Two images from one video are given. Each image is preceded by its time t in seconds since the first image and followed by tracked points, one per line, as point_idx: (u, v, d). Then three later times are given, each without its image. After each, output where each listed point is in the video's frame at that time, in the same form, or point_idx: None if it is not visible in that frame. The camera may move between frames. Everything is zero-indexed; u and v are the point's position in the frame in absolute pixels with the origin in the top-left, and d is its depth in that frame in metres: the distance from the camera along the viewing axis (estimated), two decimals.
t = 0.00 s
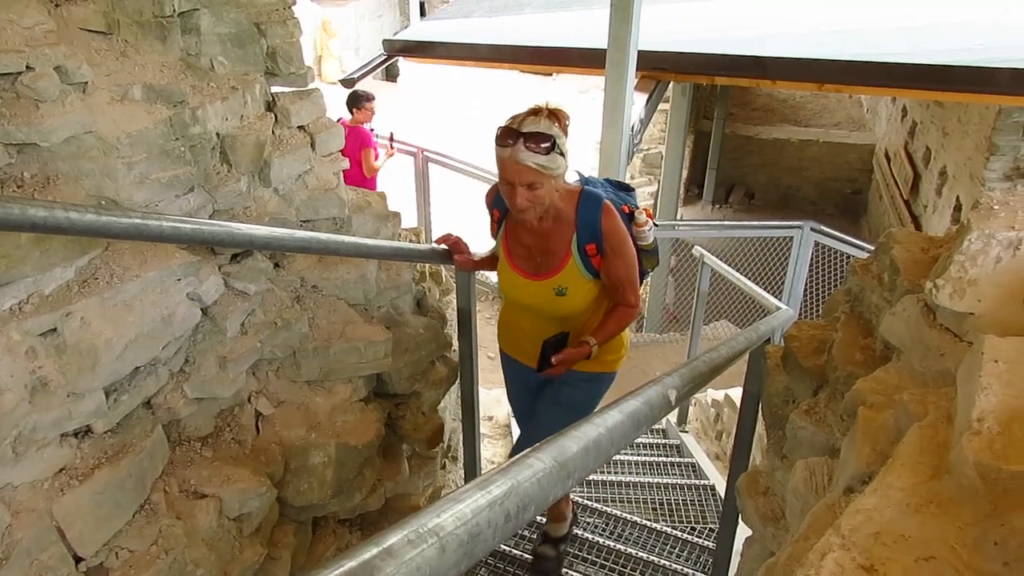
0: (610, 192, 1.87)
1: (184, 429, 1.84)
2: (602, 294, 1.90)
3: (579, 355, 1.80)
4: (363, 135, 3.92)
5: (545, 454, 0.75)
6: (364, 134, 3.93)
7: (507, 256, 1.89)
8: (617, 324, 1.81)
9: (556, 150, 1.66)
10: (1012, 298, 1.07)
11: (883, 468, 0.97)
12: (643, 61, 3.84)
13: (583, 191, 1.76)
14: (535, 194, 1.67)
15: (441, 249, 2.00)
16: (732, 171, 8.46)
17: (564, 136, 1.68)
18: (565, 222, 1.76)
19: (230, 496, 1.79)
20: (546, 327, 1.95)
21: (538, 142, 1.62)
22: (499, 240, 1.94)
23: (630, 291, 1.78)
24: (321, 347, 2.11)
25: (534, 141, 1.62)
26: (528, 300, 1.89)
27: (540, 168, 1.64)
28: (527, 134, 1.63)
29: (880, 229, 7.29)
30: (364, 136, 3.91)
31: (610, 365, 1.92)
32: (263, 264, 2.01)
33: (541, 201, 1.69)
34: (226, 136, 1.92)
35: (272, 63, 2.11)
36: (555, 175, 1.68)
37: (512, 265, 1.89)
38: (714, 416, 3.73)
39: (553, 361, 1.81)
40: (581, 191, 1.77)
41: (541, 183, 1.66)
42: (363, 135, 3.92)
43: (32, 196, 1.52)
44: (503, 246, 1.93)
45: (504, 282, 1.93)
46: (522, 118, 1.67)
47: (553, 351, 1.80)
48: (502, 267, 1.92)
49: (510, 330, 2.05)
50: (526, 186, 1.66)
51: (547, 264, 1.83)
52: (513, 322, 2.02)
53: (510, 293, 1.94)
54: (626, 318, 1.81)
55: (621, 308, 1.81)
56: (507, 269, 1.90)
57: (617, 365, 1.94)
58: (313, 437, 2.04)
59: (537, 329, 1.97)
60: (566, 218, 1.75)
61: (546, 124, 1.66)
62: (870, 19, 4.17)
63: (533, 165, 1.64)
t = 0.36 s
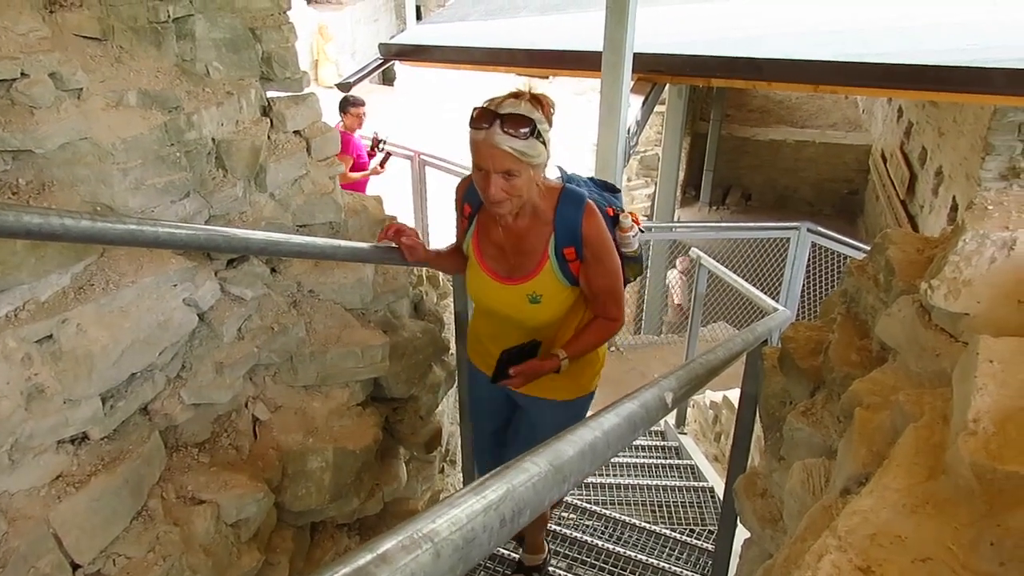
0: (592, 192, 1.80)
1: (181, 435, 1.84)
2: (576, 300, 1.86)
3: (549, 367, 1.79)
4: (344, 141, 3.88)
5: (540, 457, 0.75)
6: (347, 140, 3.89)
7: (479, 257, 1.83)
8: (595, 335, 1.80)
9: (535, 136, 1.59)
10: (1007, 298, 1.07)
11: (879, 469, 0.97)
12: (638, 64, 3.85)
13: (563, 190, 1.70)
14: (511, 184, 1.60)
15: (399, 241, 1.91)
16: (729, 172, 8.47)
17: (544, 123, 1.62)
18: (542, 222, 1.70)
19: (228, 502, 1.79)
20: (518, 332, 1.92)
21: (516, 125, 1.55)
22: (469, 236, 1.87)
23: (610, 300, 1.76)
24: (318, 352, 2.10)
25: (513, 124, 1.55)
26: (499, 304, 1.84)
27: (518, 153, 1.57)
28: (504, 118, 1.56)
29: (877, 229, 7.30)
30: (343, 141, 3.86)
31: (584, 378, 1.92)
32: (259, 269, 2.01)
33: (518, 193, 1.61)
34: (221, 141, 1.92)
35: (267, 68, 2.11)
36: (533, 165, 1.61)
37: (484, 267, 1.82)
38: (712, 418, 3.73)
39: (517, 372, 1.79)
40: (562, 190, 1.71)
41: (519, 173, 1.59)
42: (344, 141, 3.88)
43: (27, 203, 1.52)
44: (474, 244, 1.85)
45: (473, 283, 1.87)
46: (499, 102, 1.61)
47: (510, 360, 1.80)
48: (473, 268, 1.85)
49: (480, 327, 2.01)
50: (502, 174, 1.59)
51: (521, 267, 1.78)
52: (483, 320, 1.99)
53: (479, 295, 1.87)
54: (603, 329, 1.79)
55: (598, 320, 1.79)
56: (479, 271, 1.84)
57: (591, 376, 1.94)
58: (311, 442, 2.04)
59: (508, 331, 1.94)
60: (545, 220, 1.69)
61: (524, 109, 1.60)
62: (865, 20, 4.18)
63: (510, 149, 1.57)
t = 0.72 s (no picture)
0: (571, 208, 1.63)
1: (181, 440, 1.84)
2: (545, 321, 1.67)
3: (505, 395, 1.60)
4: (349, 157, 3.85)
5: (542, 463, 0.75)
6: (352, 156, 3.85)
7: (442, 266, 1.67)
8: (555, 363, 1.62)
9: (484, 155, 1.43)
10: (1008, 301, 1.07)
11: (881, 473, 0.97)
12: (638, 68, 3.86)
13: (529, 201, 1.53)
14: (461, 206, 1.47)
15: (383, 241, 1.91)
16: (729, 176, 8.47)
17: (495, 138, 1.46)
18: (502, 235, 1.52)
19: (228, 507, 1.78)
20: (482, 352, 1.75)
21: (457, 147, 1.40)
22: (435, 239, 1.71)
23: (574, 326, 1.58)
24: (319, 357, 2.10)
25: (453, 146, 1.40)
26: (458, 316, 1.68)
27: (461, 178, 1.43)
28: (445, 140, 1.41)
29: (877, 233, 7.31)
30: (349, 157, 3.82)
31: (553, 400, 1.79)
32: (259, 273, 2.01)
33: (467, 215, 1.48)
34: (222, 146, 1.92)
35: (267, 72, 2.12)
36: (482, 185, 1.46)
37: (447, 277, 1.66)
38: (713, 422, 3.73)
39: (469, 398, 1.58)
40: (529, 200, 1.53)
41: (466, 195, 1.45)
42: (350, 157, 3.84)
43: (28, 208, 1.52)
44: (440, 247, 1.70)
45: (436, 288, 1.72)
46: (443, 117, 1.46)
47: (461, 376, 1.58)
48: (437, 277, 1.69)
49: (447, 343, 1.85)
50: (447, 199, 1.45)
51: (484, 280, 1.61)
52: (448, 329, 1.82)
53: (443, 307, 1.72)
54: (568, 356, 1.62)
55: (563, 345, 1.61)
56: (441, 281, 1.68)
57: (559, 400, 1.80)
58: (311, 447, 2.03)
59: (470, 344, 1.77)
60: (506, 232, 1.52)
61: (470, 125, 1.44)
62: (865, 24, 4.18)
63: (451, 175, 1.42)
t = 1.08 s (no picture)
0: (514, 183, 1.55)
1: (177, 443, 1.83)
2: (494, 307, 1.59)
3: (456, 391, 1.55)
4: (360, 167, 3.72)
5: (537, 467, 0.74)
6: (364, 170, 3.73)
7: (383, 256, 1.59)
8: (508, 353, 1.54)
9: (403, 133, 1.34)
10: (1006, 305, 1.07)
11: (878, 477, 0.96)
12: (636, 70, 3.86)
13: (465, 180, 1.44)
14: (384, 188, 1.39)
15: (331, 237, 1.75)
16: (727, 178, 8.47)
17: (417, 112, 1.37)
18: (438, 220, 1.44)
19: (224, 509, 1.78)
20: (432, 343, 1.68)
21: (369, 128, 1.31)
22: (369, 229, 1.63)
23: (524, 312, 1.50)
24: (316, 359, 2.10)
25: (368, 125, 1.31)
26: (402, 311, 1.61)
27: (381, 160, 1.34)
28: (357, 121, 1.32)
29: (875, 235, 7.32)
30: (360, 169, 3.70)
31: (512, 397, 1.73)
32: (256, 276, 2.00)
33: (394, 199, 1.41)
34: (219, 148, 1.92)
35: (265, 74, 2.13)
36: (405, 166, 1.37)
37: (387, 268, 1.59)
38: (711, 424, 3.73)
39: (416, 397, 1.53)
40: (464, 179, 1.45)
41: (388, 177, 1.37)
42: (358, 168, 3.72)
43: (24, 211, 1.52)
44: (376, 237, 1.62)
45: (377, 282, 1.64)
46: (358, 90, 1.36)
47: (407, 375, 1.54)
48: (377, 268, 1.61)
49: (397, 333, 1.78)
50: (368, 182, 1.37)
51: (425, 269, 1.53)
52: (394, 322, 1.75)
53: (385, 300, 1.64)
54: (519, 343, 1.54)
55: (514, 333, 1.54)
56: (382, 272, 1.60)
57: (517, 394, 1.73)
58: (308, 449, 2.03)
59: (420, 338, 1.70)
60: (443, 216, 1.44)
61: (387, 98, 1.34)
62: (863, 26, 4.19)
63: (367, 157, 1.34)
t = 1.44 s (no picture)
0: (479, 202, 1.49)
1: (172, 448, 1.82)
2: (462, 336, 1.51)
3: (431, 431, 1.44)
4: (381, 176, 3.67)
5: (531, 476, 0.74)
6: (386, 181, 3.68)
7: (337, 287, 1.48)
8: (485, 384, 1.49)
9: (361, 151, 1.25)
10: (1002, 312, 1.07)
11: (874, 484, 0.96)
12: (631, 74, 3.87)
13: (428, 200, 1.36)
14: (338, 210, 1.30)
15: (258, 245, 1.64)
16: (723, 182, 8.48)
17: (380, 126, 1.28)
18: (403, 245, 1.36)
19: (218, 516, 1.77)
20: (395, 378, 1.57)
21: (322, 144, 1.23)
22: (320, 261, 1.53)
23: (500, 337, 1.43)
24: (311, 365, 2.09)
25: (322, 140, 1.22)
26: (362, 348, 1.50)
27: (335, 180, 1.25)
28: (310, 137, 1.23)
29: (871, 239, 7.33)
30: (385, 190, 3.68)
31: (482, 429, 1.64)
32: (252, 281, 1.99)
33: (350, 221, 1.32)
34: (214, 153, 1.92)
35: (260, 80, 2.14)
36: (361, 186, 1.28)
37: (344, 301, 1.48)
38: (707, 429, 3.72)
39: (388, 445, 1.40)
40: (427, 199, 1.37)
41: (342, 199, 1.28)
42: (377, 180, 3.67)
43: (18, 216, 1.51)
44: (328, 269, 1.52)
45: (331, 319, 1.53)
46: (313, 100, 1.27)
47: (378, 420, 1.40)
48: (332, 301, 1.50)
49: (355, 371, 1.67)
50: (319, 203, 1.28)
51: (386, 299, 1.42)
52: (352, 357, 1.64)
53: (341, 336, 1.52)
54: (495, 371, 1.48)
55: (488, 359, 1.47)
56: (337, 307, 1.49)
57: (490, 426, 1.65)
58: (303, 455, 2.03)
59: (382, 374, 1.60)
60: (408, 241, 1.36)
61: (344, 112, 1.26)
62: (858, 31, 4.20)
63: (318, 176, 1.25)
